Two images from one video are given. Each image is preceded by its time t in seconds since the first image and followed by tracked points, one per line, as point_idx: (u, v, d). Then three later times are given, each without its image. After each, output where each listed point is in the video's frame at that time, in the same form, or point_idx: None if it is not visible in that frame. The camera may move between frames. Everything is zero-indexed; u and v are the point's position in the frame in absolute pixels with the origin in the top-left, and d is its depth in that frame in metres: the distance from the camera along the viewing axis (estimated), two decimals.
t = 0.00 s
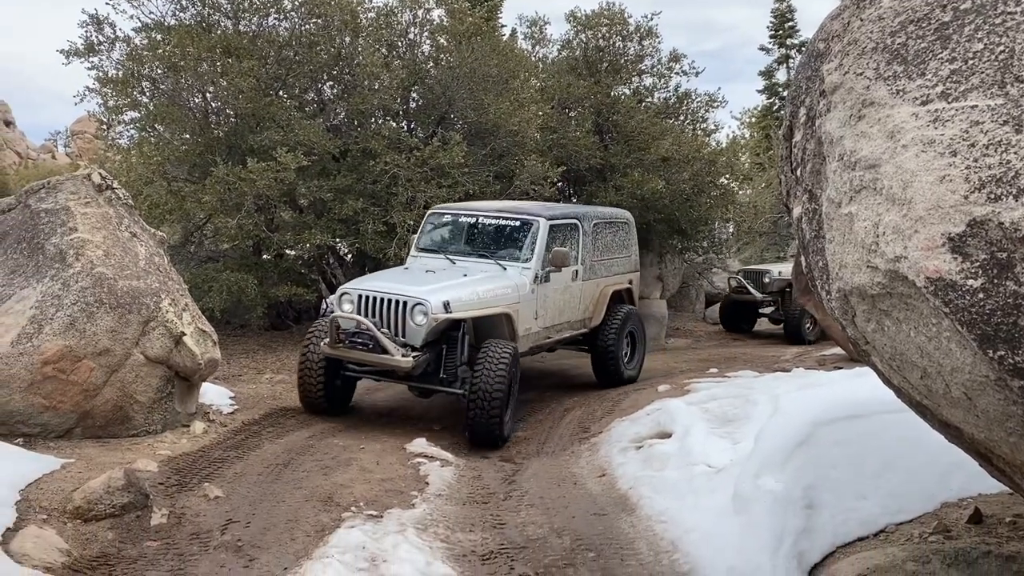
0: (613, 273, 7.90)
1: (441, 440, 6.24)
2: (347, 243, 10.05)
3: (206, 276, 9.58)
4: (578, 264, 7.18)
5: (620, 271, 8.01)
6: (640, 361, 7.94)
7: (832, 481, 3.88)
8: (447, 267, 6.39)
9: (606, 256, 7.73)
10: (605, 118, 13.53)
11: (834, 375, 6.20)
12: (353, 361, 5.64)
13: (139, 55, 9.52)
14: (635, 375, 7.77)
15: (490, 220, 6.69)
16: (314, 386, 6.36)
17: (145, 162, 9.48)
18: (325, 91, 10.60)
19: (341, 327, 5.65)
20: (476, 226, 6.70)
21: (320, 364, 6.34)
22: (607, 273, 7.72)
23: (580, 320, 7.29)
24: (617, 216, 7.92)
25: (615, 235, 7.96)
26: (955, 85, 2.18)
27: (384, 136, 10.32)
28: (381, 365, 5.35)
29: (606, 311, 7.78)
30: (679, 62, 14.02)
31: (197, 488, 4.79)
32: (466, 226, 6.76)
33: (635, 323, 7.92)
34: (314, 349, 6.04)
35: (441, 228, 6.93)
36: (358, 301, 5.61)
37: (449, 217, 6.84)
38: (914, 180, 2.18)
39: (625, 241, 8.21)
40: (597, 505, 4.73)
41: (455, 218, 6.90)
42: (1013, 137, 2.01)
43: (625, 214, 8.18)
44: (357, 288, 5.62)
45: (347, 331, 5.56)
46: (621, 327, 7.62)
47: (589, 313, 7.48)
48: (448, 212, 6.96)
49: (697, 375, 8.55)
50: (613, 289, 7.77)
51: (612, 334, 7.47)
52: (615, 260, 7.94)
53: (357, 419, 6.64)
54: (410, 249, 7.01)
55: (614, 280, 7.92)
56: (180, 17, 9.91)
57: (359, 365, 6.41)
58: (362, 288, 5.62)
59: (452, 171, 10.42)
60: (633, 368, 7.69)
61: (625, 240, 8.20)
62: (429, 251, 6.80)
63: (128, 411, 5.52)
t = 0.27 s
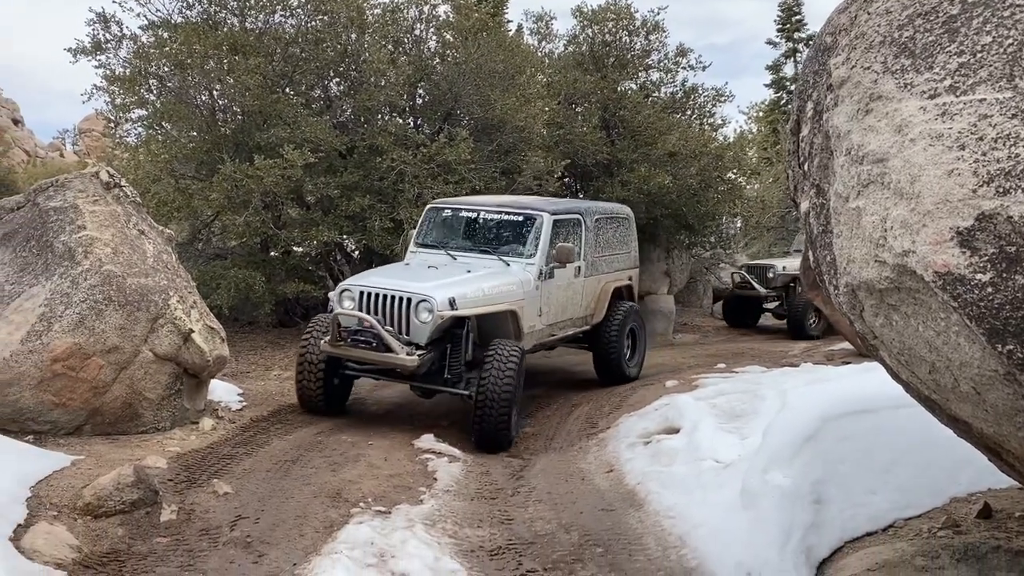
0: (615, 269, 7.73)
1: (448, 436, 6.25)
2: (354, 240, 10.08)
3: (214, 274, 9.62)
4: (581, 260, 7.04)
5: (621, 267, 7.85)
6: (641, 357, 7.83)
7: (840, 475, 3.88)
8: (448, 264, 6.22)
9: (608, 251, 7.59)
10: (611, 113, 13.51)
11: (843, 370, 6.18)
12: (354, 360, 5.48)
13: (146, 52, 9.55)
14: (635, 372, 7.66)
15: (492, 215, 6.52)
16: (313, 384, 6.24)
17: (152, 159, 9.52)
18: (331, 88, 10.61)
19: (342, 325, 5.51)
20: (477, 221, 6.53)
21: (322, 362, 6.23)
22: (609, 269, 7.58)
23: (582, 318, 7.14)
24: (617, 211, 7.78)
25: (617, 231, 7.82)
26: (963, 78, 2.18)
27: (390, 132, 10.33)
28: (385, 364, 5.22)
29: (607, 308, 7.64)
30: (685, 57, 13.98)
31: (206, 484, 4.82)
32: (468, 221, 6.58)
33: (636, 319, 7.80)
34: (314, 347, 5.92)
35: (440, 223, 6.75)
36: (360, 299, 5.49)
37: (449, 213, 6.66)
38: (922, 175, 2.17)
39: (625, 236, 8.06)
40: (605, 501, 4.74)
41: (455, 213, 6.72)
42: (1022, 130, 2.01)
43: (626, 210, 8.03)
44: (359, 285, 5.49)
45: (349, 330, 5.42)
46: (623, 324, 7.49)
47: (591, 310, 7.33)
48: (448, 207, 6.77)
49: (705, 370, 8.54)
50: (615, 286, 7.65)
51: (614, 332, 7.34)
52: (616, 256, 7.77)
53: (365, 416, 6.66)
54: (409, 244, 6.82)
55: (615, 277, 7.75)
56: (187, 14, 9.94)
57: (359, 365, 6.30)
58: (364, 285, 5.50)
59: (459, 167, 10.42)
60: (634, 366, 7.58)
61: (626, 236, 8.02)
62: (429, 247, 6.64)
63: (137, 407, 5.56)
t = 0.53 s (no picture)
0: (617, 267, 7.59)
1: (458, 432, 6.27)
2: (364, 237, 10.11)
3: (225, 271, 9.68)
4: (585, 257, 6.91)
5: (624, 265, 7.70)
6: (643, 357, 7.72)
7: (851, 472, 3.85)
8: (452, 261, 6.07)
9: (611, 248, 7.45)
10: (621, 109, 13.48)
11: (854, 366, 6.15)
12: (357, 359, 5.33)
13: (156, 51, 9.62)
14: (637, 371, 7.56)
15: (496, 210, 6.38)
16: (314, 383, 6.10)
17: (163, 158, 9.59)
18: (341, 85, 10.63)
19: (345, 323, 5.37)
20: (481, 217, 6.38)
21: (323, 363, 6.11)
22: (612, 266, 7.44)
23: (587, 316, 6.97)
24: (620, 208, 7.64)
25: (620, 228, 7.68)
26: (973, 73, 2.16)
27: (400, 129, 10.34)
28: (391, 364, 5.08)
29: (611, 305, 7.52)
30: (695, 52, 13.93)
31: (217, 480, 4.86)
32: (471, 217, 6.43)
33: (639, 318, 7.69)
34: (315, 346, 5.77)
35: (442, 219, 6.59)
36: (364, 296, 5.36)
37: (452, 208, 6.51)
38: (931, 171, 2.16)
39: (627, 233, 7.91)
40: (614, 497, 4.74)
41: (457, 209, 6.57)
42: None
43: (628, 206, 7.89)
44: (363, 283, 5.35)
45: (353, 328, 5.28)
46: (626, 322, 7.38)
47: (595, 308, 7.17)
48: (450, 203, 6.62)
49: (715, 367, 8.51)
50: (618, 283, 7.52)
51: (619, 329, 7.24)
52: (619, 254, 7.62)
53: (375, 412, 6.69)
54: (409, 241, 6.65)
55: (618, 275, 7.60)
56: (197, 12, 10.01)
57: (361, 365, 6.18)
58: (368, 282, 5.37)
59: (468, 164, 10.43)
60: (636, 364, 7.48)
61: (628, 233, 7.87)
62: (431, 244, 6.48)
63: (149, 404, 5.60)
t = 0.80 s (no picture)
0: (623, 265, 7.44)
1: (469, 429, 6.29)
2: (376, 234, 10.15)
3: (238, 268, 9.75)
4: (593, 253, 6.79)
5: (629, 262, 7.56)
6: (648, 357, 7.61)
7: (863, 469, 3.83)
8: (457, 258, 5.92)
9: (617, 245, 7.32)
10: (633, 106, 13.45)
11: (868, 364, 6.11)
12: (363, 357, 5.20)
13: (170, 49, 9.70)
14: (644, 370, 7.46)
15: (502, 206, 6.24)
16: (319, 382, 5.99)
17: (177, 155, 9.68)
18: (353, 83, 10.66)
19: (350, 321, 5.21)
20: (486, 213, 6.25)
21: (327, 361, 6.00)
22: (618, 263, 7.32)
23: (594, 314, 6.81)
24: (624, 204, 7.51)
25: (625, 224, 7.56)
26: (985, 68, 2.15)
27: (412, 126, 10.37)
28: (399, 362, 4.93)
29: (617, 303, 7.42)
30: (708, 48, 13.87)
31: (230, 476, 4.90)
32: (476, 213, 6.28)
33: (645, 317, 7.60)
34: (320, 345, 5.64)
35: (446, 215, 6.44)
36: (370, 293, 5.27)
37: (457, 204, 6.38)
38: (942, 166, 2.15)
39: (632, 230, 7.77)
40: (625, 494, 4.74)
41: (462, 205, 6.43)
42: None
43: (633, 202, 7.76)
44: (370, 280, 5.27)
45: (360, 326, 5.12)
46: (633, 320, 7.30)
47: (602, 306, 7.02)
48: (454, 199, 6.47)
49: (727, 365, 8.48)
50: (624, 280, 7.40)
51: (626, 328, 7.16)
52: (625, 251, 7.47)
53: (387, 410, 6.73)
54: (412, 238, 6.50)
55: (624, 272, 7.46)
56: (210, 11, 10.10)
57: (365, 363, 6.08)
58: (373, 278, 5.28)
59: (479, 161, 10.45)
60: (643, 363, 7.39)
61: (633, 230, 7.73)
62: (436, 241, 6.32)
63: (162, 400, 5.65)
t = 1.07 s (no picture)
0: (632, 262, 7.37)
1: (483, 426, 6.32)
2: (391, 231, 10.20)
3: (254, 265, 9.84)
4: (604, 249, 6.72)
5: (638, 259, 7.48)
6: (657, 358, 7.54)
7: (875, 467, 3.82)
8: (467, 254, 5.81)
9: (627, 241, 7.22)
10: (648, 103, 13.43)
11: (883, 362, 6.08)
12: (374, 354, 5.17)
13: (187, 48, 9.82)
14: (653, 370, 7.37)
15: (512, 201, 6.11)
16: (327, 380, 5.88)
17: (194, 153, 9.78)
18: (368, 81, 10.71)
19: (360, 317, 5.18)
20: (495, 208, 6.13)
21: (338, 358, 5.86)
22: (628, 260, 7.23)
23: (604, 312, 6.69)
24: (633, 200, 7.41)
25: (635, 221, 7.47)
26: (995, 63, 2.15)
27: (426, 124, 10.41)
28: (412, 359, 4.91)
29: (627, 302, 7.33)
30: (723, 45, 13.81)
31: (245, 471, 4.95)
32: (485, 208, 6.16)
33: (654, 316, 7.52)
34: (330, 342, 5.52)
35: (453, 210, 6.31)
36: (380, 288, 5.19)
37: (464, 199, 6.25)
38: (951, 161, 2.15)
39: (641, 227, 7.67)
40: (638, 491, 4.75)
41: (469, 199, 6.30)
42: None
43: (641, 198, 7.64)
44: (379, 275, 5.20)
45: (370, 322, 5.09)
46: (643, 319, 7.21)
47: (611, 304, 6.89)
48: (462, 193, 6.33)
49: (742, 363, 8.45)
50: (634, 277, 7.32)
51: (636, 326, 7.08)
52: (633, 248, 7.39)
53: (401, 406, 6.77)
54: (419, 234, 6.37)
55: (632, 270, 7.38)
56: (227, 10, 10.25)
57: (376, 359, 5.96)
58: (384, 273, 5.20)
59: (494, 159, 10.47)
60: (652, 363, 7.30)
61: (642, 227, 7.65)
62: (443, 237, 6.18)
63: (179, 395, 5.72)
